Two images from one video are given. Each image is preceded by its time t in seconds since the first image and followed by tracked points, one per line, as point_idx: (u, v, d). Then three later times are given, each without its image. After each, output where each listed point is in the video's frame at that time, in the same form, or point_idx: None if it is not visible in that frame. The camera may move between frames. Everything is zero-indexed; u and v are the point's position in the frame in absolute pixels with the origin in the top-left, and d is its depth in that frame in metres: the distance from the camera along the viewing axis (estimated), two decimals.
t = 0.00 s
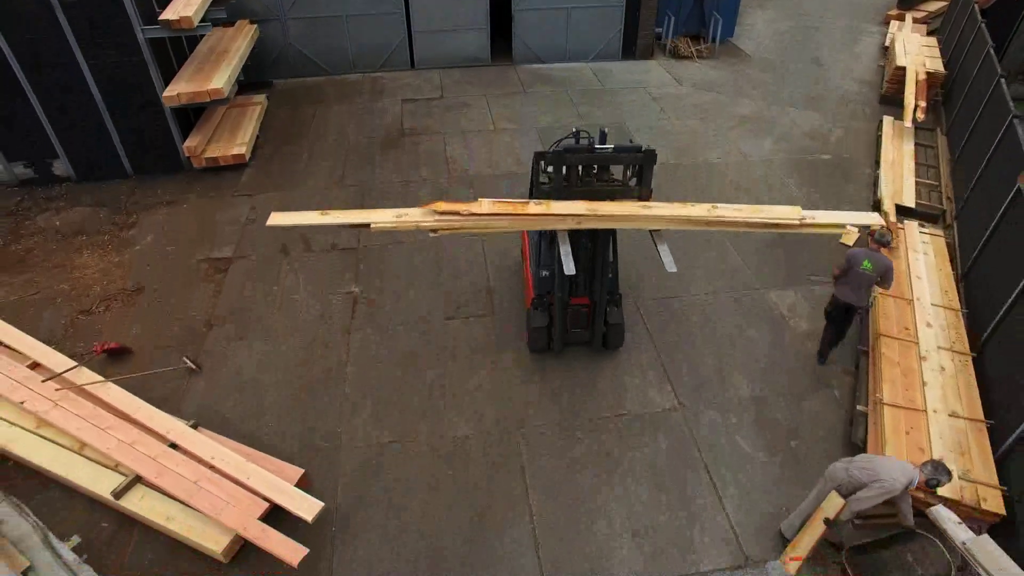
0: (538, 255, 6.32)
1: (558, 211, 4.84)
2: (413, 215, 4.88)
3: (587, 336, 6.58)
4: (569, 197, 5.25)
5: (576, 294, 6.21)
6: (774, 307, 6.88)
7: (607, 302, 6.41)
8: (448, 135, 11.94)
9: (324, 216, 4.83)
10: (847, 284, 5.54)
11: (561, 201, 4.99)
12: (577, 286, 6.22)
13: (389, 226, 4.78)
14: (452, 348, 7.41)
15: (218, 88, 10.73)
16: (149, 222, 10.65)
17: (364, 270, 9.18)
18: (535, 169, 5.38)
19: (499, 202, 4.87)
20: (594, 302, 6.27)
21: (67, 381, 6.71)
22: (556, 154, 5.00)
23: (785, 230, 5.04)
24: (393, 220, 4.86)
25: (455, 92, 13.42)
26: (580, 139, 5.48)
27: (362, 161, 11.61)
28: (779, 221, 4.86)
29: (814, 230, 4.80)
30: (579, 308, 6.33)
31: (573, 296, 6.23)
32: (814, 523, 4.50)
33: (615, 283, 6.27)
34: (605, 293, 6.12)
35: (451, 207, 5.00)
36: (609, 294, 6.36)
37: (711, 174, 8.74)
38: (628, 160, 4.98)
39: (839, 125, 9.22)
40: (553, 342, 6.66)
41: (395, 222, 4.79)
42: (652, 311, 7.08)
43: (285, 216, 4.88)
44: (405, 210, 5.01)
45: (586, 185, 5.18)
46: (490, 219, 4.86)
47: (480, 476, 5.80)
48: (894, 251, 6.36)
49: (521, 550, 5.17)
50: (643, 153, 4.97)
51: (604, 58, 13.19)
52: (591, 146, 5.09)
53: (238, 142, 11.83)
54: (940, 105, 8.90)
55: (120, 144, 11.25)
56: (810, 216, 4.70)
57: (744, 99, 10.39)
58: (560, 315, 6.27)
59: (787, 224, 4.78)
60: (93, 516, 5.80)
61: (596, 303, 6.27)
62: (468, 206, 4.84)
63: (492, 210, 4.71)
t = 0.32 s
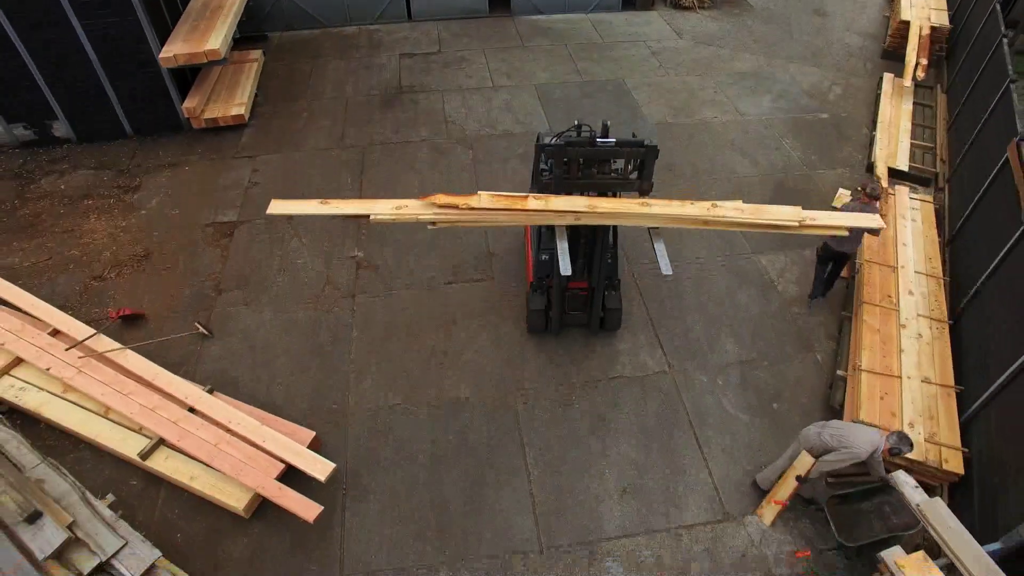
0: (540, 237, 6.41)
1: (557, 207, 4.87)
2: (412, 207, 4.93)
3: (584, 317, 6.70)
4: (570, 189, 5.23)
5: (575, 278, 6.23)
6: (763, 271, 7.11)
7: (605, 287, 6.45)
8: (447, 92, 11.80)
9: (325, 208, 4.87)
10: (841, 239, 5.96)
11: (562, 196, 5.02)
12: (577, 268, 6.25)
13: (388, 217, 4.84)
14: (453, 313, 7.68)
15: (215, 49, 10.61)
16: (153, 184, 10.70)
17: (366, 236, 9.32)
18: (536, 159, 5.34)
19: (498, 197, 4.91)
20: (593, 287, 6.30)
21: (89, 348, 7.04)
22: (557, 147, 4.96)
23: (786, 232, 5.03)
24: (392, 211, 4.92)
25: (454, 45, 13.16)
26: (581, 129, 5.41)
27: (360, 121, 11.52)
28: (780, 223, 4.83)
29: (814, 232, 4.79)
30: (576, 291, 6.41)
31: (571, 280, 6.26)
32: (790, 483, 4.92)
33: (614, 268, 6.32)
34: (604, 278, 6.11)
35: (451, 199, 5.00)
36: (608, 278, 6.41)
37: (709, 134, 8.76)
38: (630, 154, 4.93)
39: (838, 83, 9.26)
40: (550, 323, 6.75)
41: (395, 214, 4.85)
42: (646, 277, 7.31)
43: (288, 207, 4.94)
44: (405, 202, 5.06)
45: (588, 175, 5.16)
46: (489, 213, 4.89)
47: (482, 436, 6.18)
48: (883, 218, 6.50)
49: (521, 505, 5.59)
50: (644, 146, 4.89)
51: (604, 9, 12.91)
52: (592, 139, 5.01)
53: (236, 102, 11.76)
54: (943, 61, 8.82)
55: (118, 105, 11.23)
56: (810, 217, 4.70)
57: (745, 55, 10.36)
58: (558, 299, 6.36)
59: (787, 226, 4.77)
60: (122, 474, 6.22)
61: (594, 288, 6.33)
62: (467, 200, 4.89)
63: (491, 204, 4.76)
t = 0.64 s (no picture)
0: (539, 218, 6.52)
1: (551, 198, 4.94)
2: (408, 195, 5.10)
3: (580, 297, 6.84)
4: (567, 177, 5.33)
5: (572, 259, 6.40)
6: (755, 235, 7.31)
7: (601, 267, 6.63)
8: (446, 47, 11.63)
9: (323, 196, 5.07)
10: (831, 184, 6.23)
11: (557, 187, 5.08)
12: (572, 251, 6.37)
13: (385, 206, 5.03)
14: (453, 275, 7.91)
15: (211, 8, 10.49)
16: (155, 144, 10.63)
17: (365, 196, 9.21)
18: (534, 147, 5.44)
19: (494, 186, 5.00)
20: (589, 269, 6.46)
21: (107, 313, 7.36)
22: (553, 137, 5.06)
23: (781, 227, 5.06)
24: (389, 199, 5.07)
25: None
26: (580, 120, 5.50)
27: (359, 77, 11.39)
28: (773, 219, 4.86)
29: (807, 228, 4.81)
30: (572, 271, 6.51)
31: (567, 261, 6.44)
32: (767, 442, 5.39)
33: (610, 250, 6.46)
34: (600, 261, 6.27)
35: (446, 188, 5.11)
36: (604, 260, 6.56)
37: (707, 92, 8.73)
38: (624, 145, 5.02)
39: (839, 38, 9.34)
40: (547, 299, 6.88)
41: (391, 202, 5.04)
42: (640, 242, 7.51)
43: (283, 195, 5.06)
44: (403, 190, 5.18)
45: (584, 164, 5.25)
46: (483, 203, 5.00)
47: (482, 396, 6.52)
48: (874, 182, 6.60)
49: (519, 459, 5.99)
50: (641, 138, 4.97)
51: None
52: (589, 130, 5.11)
53: (234, 59, 11.63)
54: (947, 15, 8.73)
55: (116, 64, 11.10)
56: (803, 213, 4.72)
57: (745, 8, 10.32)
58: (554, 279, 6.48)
59: (780, 223, 4.80)
60: (147, 432, 6.63)
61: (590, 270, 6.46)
62: (462, 189, 5.00)
63: (484, 195, 4.87)
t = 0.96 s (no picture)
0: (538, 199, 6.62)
1: (549, 189, 5.16)
2: (410, 182, 5.26)
3: (579, 274, 6.90)
4: (566, 164, 5.47)
5: (569, 239, 6.46)
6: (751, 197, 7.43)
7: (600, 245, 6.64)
8: None
9: (328, 181, 5.20)
10: (829, 125, 6.53)
11: (556, 177, 5.27)
12: (570, 231, 6.43)
13: (387, 192, 5.18)
14: (455, 236, 8.05)
15: None
16: (157, 104, 10.44)
17: (368, 155, 9.20)
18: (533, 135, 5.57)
19: (494, 175, 5.20)
20: (587, 248, 6.53)
21: (124, 277, 7.58)
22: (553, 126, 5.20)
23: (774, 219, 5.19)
24: (391, 186, 5.22)
25: None
26: (579, 109, 5.61)
27: (357, 32, 11.21)
28: (766, 212, 5.01)
29: (797, 220, 5.02)
30: (570, 249, 6.58)
31: (565, 241, 6.49)
32: (750, 398, 5.85)
33: (609, 229, 6.48)
34: (598, 238, 6.39)
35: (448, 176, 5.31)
36: (602, 238, 6.57)
37: (709, 49, 8.61)
38: (623, 135, 5.15)
39: None
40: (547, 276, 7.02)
41: (394, 189, 5.22)
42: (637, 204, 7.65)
43: (287, 179, 5.20)
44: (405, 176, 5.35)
45: (584, 152, 5.38)
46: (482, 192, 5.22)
47: (484, 357, 6.83)
48: (869, 145, 6.67)
49: (519, 416, 6.36)
50: (640, 128, 5.11)
51: None
52: (589, 119, 5.22)
53: (231, 14, 11.37)
54: None
55: (111, 18, 10.80)
56: (793, 208, 4.89)
57: None
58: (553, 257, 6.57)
59: (772, 216, 4.99)
60: (168, 390, 7.01)
61: (587, 248, 6.54)
62: (463, 178, 5.18)
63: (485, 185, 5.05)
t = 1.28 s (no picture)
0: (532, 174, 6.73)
1: (541, 175, 5.04)
2: (406, 164, 5.14)
3: (572, 246, 7.01)
4: (559, 146, 5.48)
5: (564, 216, 6.70)
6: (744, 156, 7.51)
7: (594, 220, 6.73)
8: None
9: (324, 163, 5.11)
10: (823, 69, 6.59)
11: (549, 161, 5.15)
12: (564, 208, 6.67)
13: (383, 175, 5.09)
14: (454, 195, 8.13)
15: None
16: (157, 62, 10.07)
17: (368, 112, 9.14)
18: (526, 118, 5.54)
19: (487, 159, 5.08)
20: (581, 224, 6.72)
21: (136, 239, 7.62)
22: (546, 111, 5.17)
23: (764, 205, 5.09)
24: (388, 168, 5.12)
25: None
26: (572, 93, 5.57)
27: None
28: (756, 200, 4.92)
29: (788, 208, 4.90)
30: (566, 224, 6.82)
31: (561, 218, 6.74)
32: (734, 351, 6.22)
33: (603, 203, 6.52)
34: (591, 214, 6.43)
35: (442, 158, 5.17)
36: (596, 211, 6.63)
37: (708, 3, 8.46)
38: (616, 121, 5.11)
39: None
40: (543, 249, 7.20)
41: (390, 172, 5.10)
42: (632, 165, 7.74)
43: (284, 160, 5.11)
44: (400, 159, 5.21)
45: (577, 136, 5.38)
46: (474, 176, 5.10)
47: (483, 316, 7.12)
48: (862, 104, 6.70)
49: (515, 371, 6.72)
50: (633, 115, 5.06)
51: None
52: (582, 105, 5.21)
53: None
54: None
55: None
56: (784, 198, 4.75)
57: None
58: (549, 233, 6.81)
59: (761, 204, 4.89)
60: (182, 346, 7.28)
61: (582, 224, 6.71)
62: (457, 161, 5.08)
63: (479, 168, 4.96)
